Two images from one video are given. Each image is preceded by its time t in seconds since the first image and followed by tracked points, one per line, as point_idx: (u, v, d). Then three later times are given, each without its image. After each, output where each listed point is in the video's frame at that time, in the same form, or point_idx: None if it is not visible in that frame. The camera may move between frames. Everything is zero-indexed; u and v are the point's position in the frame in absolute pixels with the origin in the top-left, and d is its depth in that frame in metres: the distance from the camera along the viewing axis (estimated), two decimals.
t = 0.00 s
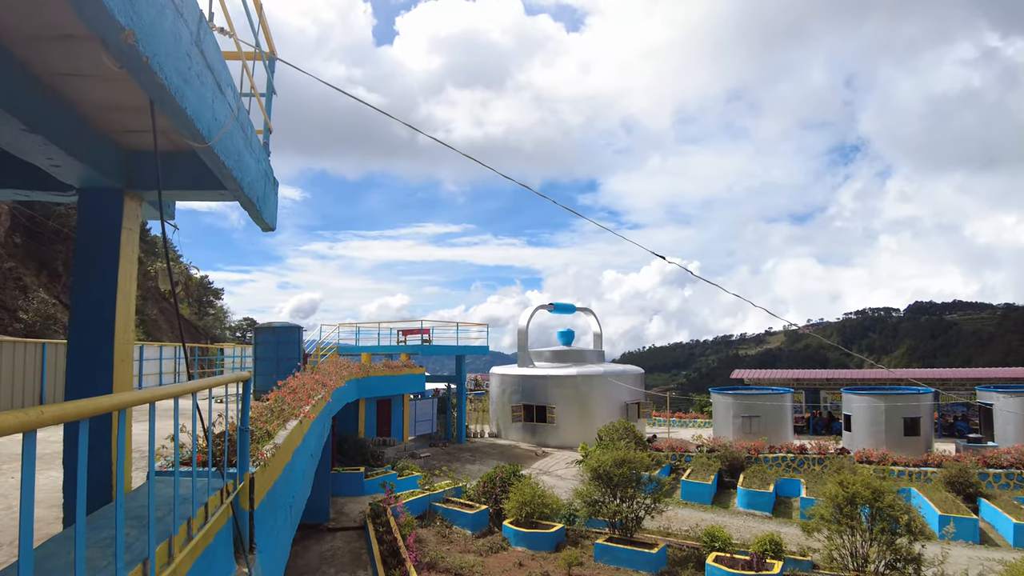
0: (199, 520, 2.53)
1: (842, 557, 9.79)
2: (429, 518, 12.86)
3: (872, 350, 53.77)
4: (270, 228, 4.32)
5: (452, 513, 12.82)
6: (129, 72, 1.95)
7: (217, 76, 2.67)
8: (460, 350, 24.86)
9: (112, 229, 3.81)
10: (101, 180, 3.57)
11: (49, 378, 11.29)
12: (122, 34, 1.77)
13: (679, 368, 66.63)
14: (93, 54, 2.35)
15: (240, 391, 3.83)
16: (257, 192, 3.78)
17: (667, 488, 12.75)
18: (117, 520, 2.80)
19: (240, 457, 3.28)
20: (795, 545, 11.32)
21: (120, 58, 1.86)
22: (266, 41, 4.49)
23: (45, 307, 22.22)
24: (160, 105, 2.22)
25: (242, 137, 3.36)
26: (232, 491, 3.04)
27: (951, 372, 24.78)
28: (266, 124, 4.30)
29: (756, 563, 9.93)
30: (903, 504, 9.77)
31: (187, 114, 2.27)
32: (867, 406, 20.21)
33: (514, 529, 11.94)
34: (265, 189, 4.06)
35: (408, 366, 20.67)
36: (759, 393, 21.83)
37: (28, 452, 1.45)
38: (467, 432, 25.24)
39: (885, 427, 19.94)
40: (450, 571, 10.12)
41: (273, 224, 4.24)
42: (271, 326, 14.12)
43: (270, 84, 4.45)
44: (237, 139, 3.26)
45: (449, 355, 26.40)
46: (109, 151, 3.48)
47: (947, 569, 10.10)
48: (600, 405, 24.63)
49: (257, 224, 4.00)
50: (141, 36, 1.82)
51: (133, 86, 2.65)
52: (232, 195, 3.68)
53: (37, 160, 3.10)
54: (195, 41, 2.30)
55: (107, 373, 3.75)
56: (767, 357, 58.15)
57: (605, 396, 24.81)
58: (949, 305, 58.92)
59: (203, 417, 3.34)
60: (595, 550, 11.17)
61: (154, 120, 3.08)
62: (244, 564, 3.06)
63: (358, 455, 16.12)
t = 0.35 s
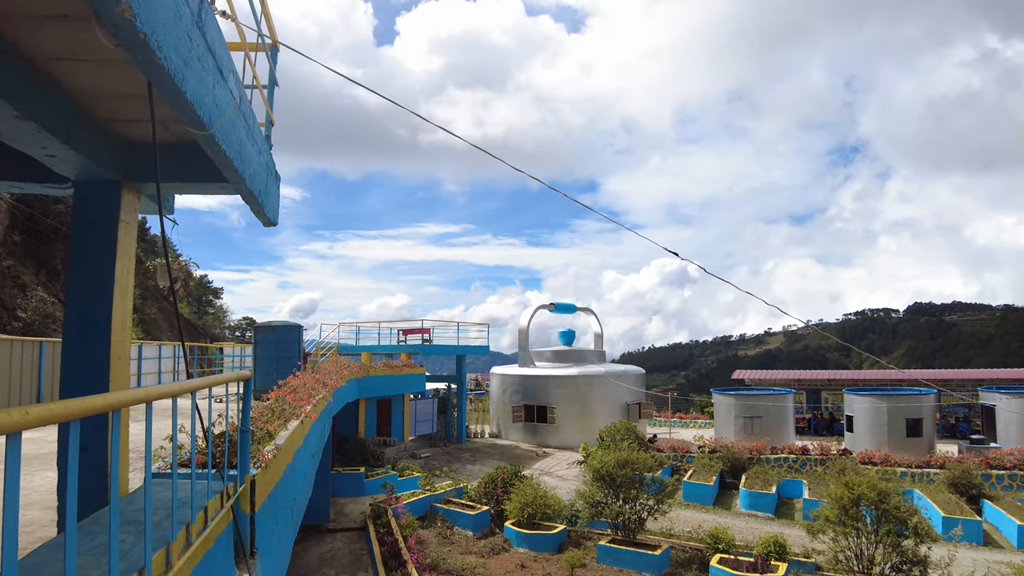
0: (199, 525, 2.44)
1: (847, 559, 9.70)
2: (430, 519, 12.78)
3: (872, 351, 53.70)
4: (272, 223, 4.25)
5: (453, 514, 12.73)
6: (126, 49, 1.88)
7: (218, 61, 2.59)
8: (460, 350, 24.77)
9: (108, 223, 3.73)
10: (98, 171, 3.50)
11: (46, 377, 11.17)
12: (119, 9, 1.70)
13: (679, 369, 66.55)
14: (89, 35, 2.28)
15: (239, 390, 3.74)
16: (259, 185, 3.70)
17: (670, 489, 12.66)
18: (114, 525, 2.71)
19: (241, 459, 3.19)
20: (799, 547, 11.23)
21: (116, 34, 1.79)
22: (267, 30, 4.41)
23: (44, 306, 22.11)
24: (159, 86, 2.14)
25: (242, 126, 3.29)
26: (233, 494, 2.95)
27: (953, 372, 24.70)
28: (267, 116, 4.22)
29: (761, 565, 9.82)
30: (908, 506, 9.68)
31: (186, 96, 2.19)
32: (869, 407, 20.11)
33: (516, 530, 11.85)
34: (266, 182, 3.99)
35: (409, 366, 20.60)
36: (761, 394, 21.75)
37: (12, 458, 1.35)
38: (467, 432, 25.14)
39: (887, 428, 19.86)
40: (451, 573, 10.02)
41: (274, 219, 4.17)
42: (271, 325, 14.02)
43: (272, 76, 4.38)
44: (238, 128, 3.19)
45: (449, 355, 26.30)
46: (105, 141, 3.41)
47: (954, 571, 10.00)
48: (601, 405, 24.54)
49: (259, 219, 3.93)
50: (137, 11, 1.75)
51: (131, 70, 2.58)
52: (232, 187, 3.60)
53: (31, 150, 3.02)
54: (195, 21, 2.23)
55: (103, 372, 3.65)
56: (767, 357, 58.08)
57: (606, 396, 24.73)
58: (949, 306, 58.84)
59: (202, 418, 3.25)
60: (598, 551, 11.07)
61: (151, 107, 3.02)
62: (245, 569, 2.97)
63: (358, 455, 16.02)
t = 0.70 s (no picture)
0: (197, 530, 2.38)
1: (849, 560, 9.68)
2: (430, 520, 12.71)
3: (869, 352, 53.79)
4: (271, 221, 4.20)
5: (452, 515, 12.66)
6: (121, 37, 1.82)
7: (217, 52, 2.55)
8: (459, 350, 24.71)
9: (104, 220, 3.68)
10: (93, 167, 3.45)
11: (42, 377, 11.08)
12: None
13: (677, 369, 66.58)
14: (83, 25, 2.23)
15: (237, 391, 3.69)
16: (258, 181, 3.65)
17: (670, 490, 12.61)
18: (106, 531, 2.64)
19: (239, 461, 3.13)
20: (800, 548, 11.17)
21: (111, 21, 1.74)
22: (268, 24, 4.34)
23: (41, 306, 22.00)
24: (155, 76, 2.09)
25: (242, 121, 3.24)
26: (231, 498, 2.89)
27: (952, 373, 24.69)
28: (267, 111, 4.17)
29: (763, 566, 9.78)
30: (910, 507, 9.63)
31: (183, 88, 2.14)
32: (869, 408, 20.06)
33: (516, 531, 11.79)
34: (266, 179, 3.93)
35: (408, 366, 20.55)
36: (760, 394, 21.72)
37: None
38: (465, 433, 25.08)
39: (887, 429, 19.83)
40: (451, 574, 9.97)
41: (274, 217, 4.11)
42: (269, 325, 13.96)
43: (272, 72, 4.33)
44: (237, 122, 3.14)
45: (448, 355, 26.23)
46: (100, 135, 3.35)
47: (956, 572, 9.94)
48: (601, 405, 24.50)
49: (258, 217, 3.87)
50: None
51: (127, 59, 2.53)
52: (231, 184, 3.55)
53: (24, 144, 2.97)
54: (193, 10, 2.19)
55: (99, 371, 3.59)
56: (765, 358, 58.10)
57: (605, 397, 24.68)
58: (946, 306, 58.85)
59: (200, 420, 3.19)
60: (598, 552, 11.01)
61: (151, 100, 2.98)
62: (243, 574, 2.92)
63: (357, 455, 15.95)
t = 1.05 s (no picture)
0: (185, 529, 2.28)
1: (851, 559, 9.62)
2: (428, 520, 12.62)
3: (867, 352, 53.79)
4: (267, 214, 4.14)
5: (451, 515, 12.57)
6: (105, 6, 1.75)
7: (208, 29, 2.46)
8: (458, 349, 24.62)
9: (94, 208, 3.60)
10: (83, 154, 3.39)
11: (37, 376, 10.97)
12: None
13: (675, 369, 66.55)
14: None
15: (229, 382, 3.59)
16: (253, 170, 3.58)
17: (670, 489, 12.53)
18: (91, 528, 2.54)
19: (231, 457, 3.03)
20: (801, 548, 11.09)
21: None
22: (264, 14, 4.27)
23: (38, 306, 21.86)
24: (141, 50, 2.00)
25: (236, 106, 3.16)
26: (224, 495, 2.80)
27: (951, 372, 24.65)
28: (262, 102, 4.10)
29: (764, 566, 9.69)
30: (912, 506, 9.56)
31: (171, 63, 2.06)
32: (869, 407, 20.01)
33: (515, 531, 11.70)
34: (261, 169, 3.86)
35: (407, 365, 20.47)
36: (760, 394, 21.65)
37: None
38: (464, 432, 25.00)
39: (887, 428, 19.78)
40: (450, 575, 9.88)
41: (269, 209, 4.04)
42: (266, 324, 13.86)
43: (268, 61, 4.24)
44: (230, 106, 3.06)
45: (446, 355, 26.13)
46: (88, 121, 3.29)
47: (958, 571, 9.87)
48: (600, 405, 24.43)
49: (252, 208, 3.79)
50: None
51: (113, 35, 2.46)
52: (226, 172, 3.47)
53: (10, 129, 2.91)
54: None
55: (87, 366, 3.49)
56: (763, 358, 58.10)
57: (604, 396, 24.61)
58: (944, 306, 58.85)
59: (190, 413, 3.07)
60: (599, 552, 10.94)
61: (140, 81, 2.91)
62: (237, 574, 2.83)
63: (355, 455, 15.85)
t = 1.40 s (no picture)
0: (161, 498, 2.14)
1: (854, 552, 9.52)
2: (426, 514, 12.48)
3: (865, 350, 53.69)
4: (259, 186, 4.10)
5: (450, 509, 12.43)
6: None
7: None
8: (456, 345, 24.51)
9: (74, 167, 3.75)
10: (63, 112, 3.57)
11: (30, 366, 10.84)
12: None
13: (675, 368, 66.43)
14: None
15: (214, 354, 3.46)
16: (241, 136, 3.52)
17: (671, 482, 12.41)
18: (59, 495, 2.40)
19: (216, 431, 2.90)
20: (803, 541, 10.98)
21: None
22: None
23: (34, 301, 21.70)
24: None
25: (221, 63, 3.10)
26: (207, 469, 2.66)
27: (952, 367, 24.54)
28: (254, 71, 4.06)
29: (767, 558, 9.55)
30: (916, 498, 9.42)
31: None
32: (870, 401, 19.89)
33: (514, 524, 11.58)
34: (251, 138, 3.81)
35: (405, 360, 20.35)
36: (760, 388, 21.53)
37: None
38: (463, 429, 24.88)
39: (888, 422, 19.67)
40: (448, 568, 9.76)
41: (259, 180, 4.00)
42: (263, 316, 13.70)
43: (259, 31, 4.15)
44: (215, 60, 3.00)
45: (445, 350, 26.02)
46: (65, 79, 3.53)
47: (962, 563, 9.75)
48: (599, 400, 24.32)
49: (242, 177, 3.74)
50: None
51: None
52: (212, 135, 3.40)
53: None
54: None
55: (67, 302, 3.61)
56: (762, 356, 58.03)
57: (604, 392, 24.49)
58: (943, 305, 58.75)
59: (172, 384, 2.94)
60: (599, 545, 10.81)
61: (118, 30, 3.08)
62: (221, 553, 2.70)
63: (352, 449, 15.71)
